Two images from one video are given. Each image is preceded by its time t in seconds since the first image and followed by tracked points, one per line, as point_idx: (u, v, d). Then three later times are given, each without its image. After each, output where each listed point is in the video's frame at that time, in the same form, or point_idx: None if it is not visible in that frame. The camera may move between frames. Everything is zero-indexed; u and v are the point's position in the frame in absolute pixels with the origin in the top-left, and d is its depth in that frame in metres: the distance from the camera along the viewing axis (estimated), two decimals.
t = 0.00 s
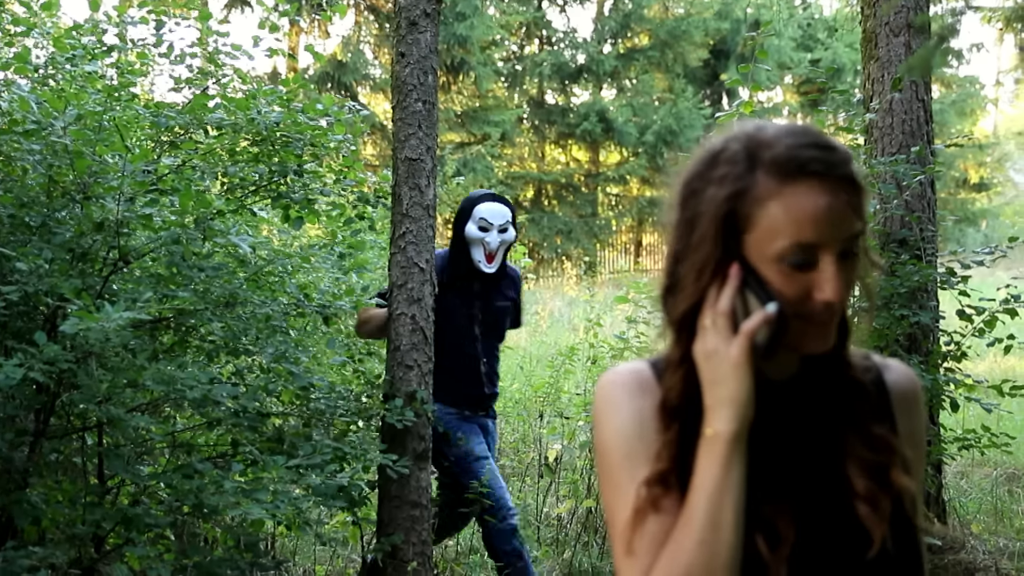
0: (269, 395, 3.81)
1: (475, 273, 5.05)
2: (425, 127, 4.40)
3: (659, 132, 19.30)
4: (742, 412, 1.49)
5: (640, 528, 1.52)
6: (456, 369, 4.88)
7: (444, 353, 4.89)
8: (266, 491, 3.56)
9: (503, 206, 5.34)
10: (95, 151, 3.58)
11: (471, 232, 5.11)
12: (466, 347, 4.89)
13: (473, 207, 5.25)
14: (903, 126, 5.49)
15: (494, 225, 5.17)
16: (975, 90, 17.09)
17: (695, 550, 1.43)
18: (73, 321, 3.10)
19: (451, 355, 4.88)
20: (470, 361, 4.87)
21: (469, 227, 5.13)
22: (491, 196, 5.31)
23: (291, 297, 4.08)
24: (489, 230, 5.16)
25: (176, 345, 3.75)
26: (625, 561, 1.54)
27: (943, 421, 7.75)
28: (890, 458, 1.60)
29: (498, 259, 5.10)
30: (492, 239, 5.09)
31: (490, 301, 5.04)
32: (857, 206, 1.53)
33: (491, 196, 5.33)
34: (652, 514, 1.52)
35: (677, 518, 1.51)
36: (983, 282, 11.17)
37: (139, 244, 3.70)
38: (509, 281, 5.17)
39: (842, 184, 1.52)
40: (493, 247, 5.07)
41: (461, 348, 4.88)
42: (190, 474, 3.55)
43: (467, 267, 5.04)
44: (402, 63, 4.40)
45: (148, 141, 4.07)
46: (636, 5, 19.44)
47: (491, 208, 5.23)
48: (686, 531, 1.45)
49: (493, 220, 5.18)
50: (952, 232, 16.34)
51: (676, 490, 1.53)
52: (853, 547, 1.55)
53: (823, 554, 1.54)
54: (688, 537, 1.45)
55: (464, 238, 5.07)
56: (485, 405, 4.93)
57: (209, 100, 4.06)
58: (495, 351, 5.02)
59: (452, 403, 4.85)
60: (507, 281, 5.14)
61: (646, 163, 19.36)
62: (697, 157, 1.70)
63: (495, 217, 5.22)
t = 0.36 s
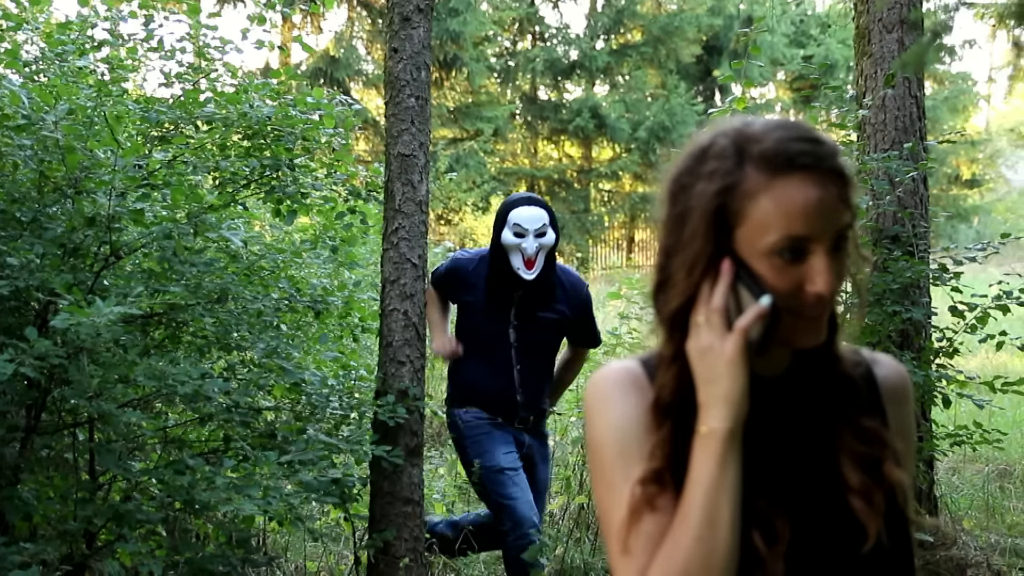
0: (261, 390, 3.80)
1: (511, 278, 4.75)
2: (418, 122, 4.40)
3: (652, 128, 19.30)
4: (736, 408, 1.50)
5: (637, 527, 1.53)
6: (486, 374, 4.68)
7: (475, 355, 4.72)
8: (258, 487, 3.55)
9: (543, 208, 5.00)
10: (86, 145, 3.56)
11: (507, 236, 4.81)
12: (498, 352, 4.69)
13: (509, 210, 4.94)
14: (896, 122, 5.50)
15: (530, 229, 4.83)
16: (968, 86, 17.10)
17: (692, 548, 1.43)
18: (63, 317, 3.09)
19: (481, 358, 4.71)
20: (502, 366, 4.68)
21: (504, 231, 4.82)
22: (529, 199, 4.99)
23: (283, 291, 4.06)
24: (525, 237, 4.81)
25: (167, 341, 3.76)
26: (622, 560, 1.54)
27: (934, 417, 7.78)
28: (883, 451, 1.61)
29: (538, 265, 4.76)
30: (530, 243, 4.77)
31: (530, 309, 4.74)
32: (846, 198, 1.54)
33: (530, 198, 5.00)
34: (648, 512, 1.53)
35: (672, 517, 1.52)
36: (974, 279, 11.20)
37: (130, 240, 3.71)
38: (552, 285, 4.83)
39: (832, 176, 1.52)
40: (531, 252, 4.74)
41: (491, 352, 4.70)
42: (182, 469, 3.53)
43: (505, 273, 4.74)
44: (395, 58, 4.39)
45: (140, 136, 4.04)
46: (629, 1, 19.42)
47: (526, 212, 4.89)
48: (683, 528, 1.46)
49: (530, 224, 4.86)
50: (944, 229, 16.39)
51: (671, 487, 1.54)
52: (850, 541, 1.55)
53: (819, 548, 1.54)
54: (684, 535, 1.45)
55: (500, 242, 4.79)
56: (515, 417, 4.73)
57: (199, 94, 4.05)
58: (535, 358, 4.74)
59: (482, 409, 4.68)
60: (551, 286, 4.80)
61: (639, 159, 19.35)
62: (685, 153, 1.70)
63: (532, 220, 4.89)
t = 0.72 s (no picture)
0: (251, 390, 3.80)
1: (510, 245, 4.51)
2: (408, 121, 4.39)
3: (642, 127, 19.32)
4: (724, 405, 1.50)
5: (624, 524, 1.53)
6: (508, 359, 4.39)
7: (493, 340, 4.44)
8: (248, 487, 3.55)
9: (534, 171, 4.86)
10: (76, 144, 3.55)
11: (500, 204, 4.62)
12: (510, 328, 4.41)
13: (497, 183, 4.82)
14: (886, 121, 5.53)
15: (522, 188, 4.75)
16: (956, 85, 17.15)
17: (679, 544, 1.44)
18: (51, 316, 3.08)
19: (501, 341, 4.42)
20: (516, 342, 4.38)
21: (495, 200, 4.64)
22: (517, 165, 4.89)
23: (273, 292, 4.04)
24: (516, 196, 4.72)
25: (157, 341, 3.74)
26: (610, 556, 1.55)
27: (924, 416, 7.83)
28: (871, 448, 1.61)
29: (533, 222, 4.50)
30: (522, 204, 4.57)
31: (536, 276, 4.48)
32: (833, 193, 1.55)
33: (517, 164, 4.90)
34: (636, 510, 1.53)
35: (660, 513, 1.52)
36: (963, 277, 11.24)
37: (120, 239, 3.69)
38: (554, 246, 4.58)
39: (819, 171, 1.53)
40: (524, 211, 4.51)
41: (505, 330, 4.41)
42: (172, 468, 3.53)
43: (504, 242, 4.49)
44: (385, 57, 4.38)
45: (130, 135, 4.04)
46: None
47: (513, 177, 4.81)
48: (670, 525, 1.46)
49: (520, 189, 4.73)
50: (933, 228, 16.45)
51: (659, 484, 1.55)
52: (838, 535, 1.56)
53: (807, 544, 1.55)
54: (672, 532, 1.46)
55: (495, 213, 4.57)
56: (534, 398, 4.36)
57: (192, 94, 4.05)
58: (553, 329, 4.44)
59: (499, 402, 4.37)
60: (550, 244, 4.54)
61: (629, 158, 19.35)
62: (673, 149, 1.71)
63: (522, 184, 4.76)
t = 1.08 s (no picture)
0: (232, 390, 3.79)
1: (514, 258, 4.54)
2: (390, 121, 4.39)
3: (625, 127, 19.35)
4: (699, 404, 1.51)
5: (600, 523, 1.55)
6: (506, 371, 4.35)
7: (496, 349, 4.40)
8: (229, 487, 3.55)
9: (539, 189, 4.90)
10: (57, 144, 3.56)
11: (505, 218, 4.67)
12: (509, 338, 4.39)
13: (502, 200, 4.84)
14: (867, 120, 5.58)
15: (527, 202, 4.77)
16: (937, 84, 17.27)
17: (655, 543, 1.45)
18: (34, 317, 3.06)
19: (502, 350, 4.39)
20: (514, 352, 4.36)
21: (499, 215, 4.70)
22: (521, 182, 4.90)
23: (254, 292, 4.04)
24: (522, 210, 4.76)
25: (138, 341, 3.72)
26: (585, 556, 1.56)
27: (906, 415, 7.89)
28: (849, 448, 1.63)
29: (538, 236, 4.56)
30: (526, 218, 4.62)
31: (538, 289, 4.47)
32: (809, 193, 1.56)
33: (523, 181, 4.93)
34: (612, 509, 1.55)
35: (636, 512, 1.54)
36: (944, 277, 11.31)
37: (101, 239, 3.65)
38: (560, 260, 4.59)
39: (794, 169, 1.55)
40: (528, 226, 4.57)
41: (504, 341, 4.40)
42: (153, 469, 3.51)
43: (506, 254, 4.54)
44: (367, 56, 4.38)
45: (111, 135, 4.01)
46: None
47: (519, 194, 4.81)
48: (646, 524, 1.48)
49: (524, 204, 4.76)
50: (915, 227, 16.54)
51: (634, 483, 1.56)
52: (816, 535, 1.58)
53: (784, 543, 1.56)
54: (648, 531, 1.47)
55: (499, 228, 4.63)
56: (533, 414, 4.30)
57: (173, 93, 4.03)
58: (553, 342, 4.40)
59: (501, 424, 4.33)
60: (556, 258, 4.56)
61: (611, 157, 19.30)
62: (648, 148, 1.72)
63: (527, 199, 4.79)
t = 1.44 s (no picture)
0: (206, 392, 3.76)
1: (526, 321, 4.02)
2: (364, 122, 4.38)
3: (599, 128, 19.21)
4: (667, 405, 1.53)
5: (570, 526, 1.56)
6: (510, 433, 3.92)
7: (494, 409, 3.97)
8: (202, 489, 3.57)
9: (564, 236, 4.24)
10: (27, 146, 3.50)
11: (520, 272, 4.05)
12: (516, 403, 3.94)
13: (520, 246, 4.18)
14: (840, 121, 5.64)
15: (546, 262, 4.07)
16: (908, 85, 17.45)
17: (624, 545, 1.47)
18: (4, 318, 3.03)
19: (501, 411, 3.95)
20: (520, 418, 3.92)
21: (515, 265, 4.07)
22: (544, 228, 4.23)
23: (228, 293, 4.01)
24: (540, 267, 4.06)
25: (111, 343, 3.67)
26: (555, 559, 1.58)
27: (879, 415, 7.97)
28: (820, 448, 1.65)
29: (556, 301, 4.00)
30: (545, 278, 4.01)
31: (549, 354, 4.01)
32: (775, 193, 1.58)
33: (547, 226, 4.26)
34: (582, 511, 1.56)
35: (605, 514, 1.55)
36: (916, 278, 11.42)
37: (73, 240, 3.63)
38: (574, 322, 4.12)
39: (760, 169, 1.57)
40: (546, 289, 3.98)
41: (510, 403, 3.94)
42: (126, 472, 3.49)
43: (517, 313, 4.01)
44: (340, 57, 4.37)
45: (82, 136, 3.99)
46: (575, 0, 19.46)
47: (540, 243, 4.13)
48: (616, 526, 1.49)
49: (544, 256, 4.10)
50: (887, 229, 16.69)
51: (604, 486, 1.58)
52: (787, 535, 1.59)
53: (756, 543, 1.58)
54: (617, 534, 1.48)
55: (512, 281, 4.04)
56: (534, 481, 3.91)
57: (144, 94, 4.04)
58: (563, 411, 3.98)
59: (499, 453, 3.90)
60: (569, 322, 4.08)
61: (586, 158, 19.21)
62: (614, 149, 1.74)
63: (549, 251, 4.12)
